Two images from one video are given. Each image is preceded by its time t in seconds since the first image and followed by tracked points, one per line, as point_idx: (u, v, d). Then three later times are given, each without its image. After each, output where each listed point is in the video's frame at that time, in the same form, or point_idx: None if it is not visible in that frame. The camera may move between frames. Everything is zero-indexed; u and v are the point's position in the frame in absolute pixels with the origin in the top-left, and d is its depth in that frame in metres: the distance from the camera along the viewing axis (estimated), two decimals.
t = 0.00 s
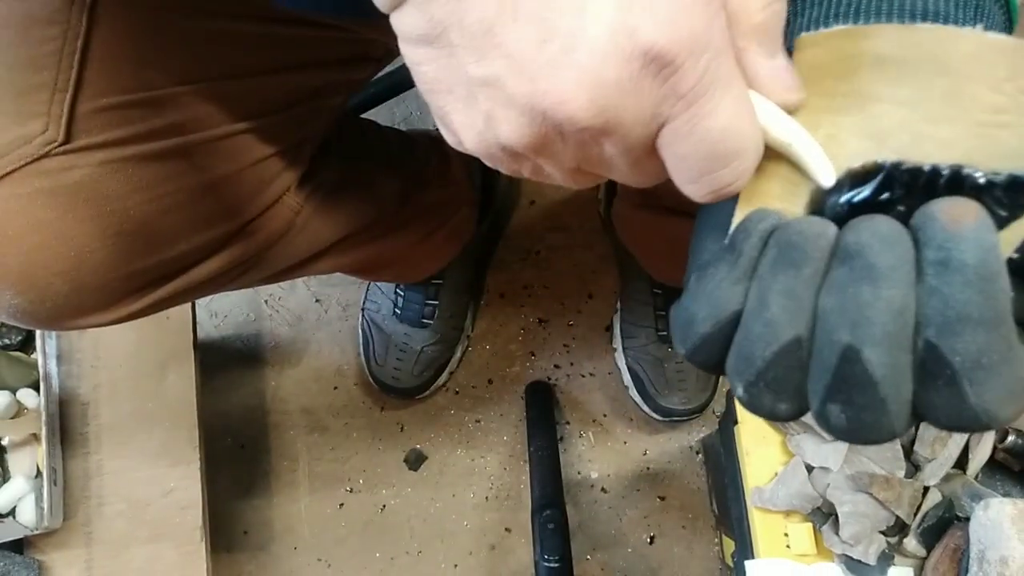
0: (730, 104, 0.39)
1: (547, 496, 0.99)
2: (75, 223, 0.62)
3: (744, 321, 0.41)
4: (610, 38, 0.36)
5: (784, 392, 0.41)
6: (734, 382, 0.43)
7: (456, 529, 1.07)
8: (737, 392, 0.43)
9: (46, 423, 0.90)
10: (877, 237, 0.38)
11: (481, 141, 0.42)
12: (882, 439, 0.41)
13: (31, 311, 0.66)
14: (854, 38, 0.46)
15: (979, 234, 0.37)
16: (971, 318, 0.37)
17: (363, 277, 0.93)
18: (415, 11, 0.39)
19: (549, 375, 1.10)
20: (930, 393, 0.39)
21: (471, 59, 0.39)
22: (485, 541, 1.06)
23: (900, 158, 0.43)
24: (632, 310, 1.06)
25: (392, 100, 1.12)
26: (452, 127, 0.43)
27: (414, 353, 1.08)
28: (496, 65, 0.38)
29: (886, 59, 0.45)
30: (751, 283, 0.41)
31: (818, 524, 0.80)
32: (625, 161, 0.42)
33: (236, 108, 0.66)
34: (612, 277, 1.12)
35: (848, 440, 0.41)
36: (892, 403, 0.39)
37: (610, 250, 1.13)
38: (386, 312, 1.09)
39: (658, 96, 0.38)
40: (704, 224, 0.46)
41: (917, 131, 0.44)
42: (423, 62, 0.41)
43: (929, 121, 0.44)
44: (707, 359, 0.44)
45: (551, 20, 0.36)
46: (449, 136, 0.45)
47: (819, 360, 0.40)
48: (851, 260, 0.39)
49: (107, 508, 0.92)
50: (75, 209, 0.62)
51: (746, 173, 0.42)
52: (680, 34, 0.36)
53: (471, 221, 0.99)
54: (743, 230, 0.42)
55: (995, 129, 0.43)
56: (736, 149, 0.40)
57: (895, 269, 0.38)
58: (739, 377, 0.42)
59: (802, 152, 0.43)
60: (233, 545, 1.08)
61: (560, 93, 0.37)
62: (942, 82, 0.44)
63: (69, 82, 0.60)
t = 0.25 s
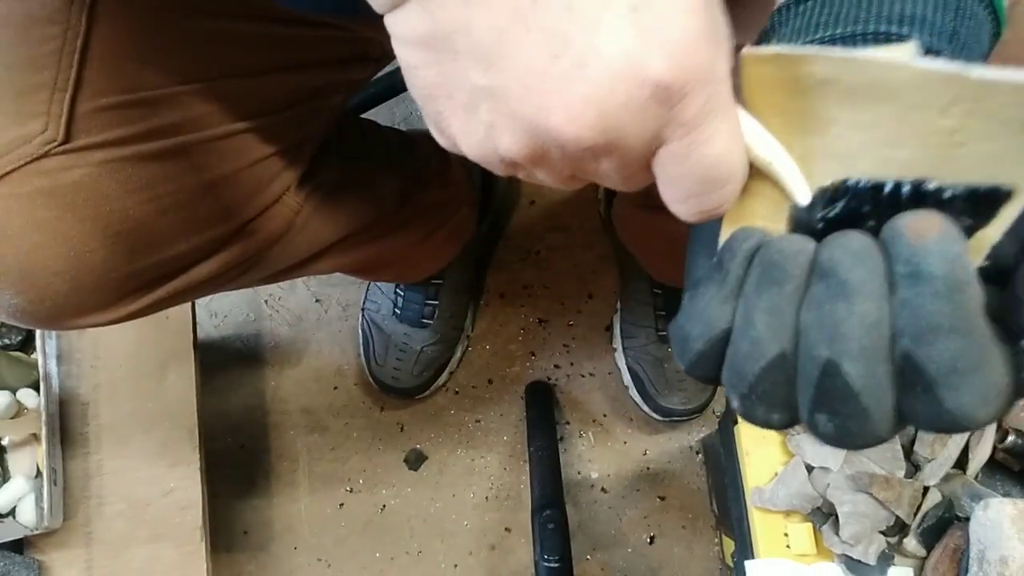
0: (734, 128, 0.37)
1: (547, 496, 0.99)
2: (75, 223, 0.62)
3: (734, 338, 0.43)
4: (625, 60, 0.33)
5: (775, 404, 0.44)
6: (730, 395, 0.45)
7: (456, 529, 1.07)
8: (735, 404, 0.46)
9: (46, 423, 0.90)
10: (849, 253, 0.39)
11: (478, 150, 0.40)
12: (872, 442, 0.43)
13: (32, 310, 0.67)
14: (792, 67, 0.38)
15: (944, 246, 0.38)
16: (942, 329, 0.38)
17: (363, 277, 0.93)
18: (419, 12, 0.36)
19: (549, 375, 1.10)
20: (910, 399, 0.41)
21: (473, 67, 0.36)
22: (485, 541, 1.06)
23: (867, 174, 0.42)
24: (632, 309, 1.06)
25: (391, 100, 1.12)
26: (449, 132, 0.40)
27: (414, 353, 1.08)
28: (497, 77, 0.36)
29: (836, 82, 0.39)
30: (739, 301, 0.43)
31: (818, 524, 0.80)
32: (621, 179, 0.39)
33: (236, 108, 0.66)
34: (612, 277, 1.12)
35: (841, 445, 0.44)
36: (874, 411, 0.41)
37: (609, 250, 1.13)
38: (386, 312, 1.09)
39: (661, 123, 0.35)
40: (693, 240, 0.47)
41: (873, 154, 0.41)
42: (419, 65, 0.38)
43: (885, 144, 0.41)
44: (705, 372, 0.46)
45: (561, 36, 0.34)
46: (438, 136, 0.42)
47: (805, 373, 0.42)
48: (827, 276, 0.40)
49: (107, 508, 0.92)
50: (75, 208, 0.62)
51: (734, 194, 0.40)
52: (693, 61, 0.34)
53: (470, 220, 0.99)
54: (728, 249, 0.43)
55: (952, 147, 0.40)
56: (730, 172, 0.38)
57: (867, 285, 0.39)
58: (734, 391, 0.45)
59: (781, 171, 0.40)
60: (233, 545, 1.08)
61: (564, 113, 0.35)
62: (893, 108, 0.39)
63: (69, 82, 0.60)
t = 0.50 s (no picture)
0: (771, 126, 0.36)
1: (547, 496, 0.99)
2: (74, 222, 0.62)
3: (751, 343, 0.41)
4: (682, 49, 0.33)
5: (798, 405, 0.41)
6: (750, 397, 0.43)
7: (456, 529, 1.07)
8: (754, 407, 0.43)
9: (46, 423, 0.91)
10: (867, 254, 0.38)
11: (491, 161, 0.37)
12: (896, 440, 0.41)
13: (30, 310, 0.67)
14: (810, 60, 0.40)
15: (964, 244, 0.37)
16: (967, 324, 0.37)
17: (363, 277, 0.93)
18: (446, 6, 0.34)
19: (549, 375, 1.10)
20: (936, 394, 0.39)
21: (507, 62, 0.34)
22: (485, 541, 1.06)
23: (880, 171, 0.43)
24: (632, 309, 1.06)
25: (391, 100, 1.12)
26: (455, 142, 0.37)
27: (414, 353, 1.08)
28: (531, 70, 0.34)
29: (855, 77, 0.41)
30: (754, 303, 0.40)
31: (818, 524, 0.80)
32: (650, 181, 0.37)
33: (236, 107, 0.66)
34: (612, 277, 1.12)
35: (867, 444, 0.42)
36: (904, 410, 0.39)
37: (609, 250, 1.13)
38: (386, 312, 1.09)
39: (709, 114, 0.34)
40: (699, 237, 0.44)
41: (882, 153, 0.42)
42: (432, 63, 0.35)
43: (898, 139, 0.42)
44: (721, 377, 0.43)
45: (609, 25, 0.33)
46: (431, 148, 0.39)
47: (828, 375, 0.39)
48: (845, 277, 0.38)
49: (107, 508, 0.92)
50: (74, 208, 0.62)
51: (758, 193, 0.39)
52: (746, 54, 0.34)
53: (470, 220, 0.99)
54: (739, 252, 0.41)
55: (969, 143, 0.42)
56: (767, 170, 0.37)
57: (888, 285, 0.37)
58: (755, 394, 0.42)
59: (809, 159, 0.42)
60: (233, 545, 1.08)
61: (614, 104, 0.33)
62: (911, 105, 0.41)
63: (68, 82, 0.60)
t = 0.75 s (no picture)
0: (752, 104, 0.36)
1: (547, 496, 0.99)
2: (75, 223, 0.62)
3: (738, 325, 0.40)
4: (640, 38, 0.33)
5: (777, 396, 0.41)
6: (724, 384, 0.42)
7: (456, 529, 1.07)
8: (728, 395, 0.42)
9: (46, 423, 0.91)
10: (870, 244, 0.38)
11: (490, 146, 0.38)
12: (870, 439, 0.42)
13: (31, 310, 0.67)
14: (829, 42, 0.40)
15: (968, 240, 0.37)
16: (959, 322, 0.38)
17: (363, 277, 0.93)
18: (430, 8, 0.36)
19: (549, 375, 1.10)
20: (917, 393, 0.40)
21: (488, 56, 0.35)
22: (484, 541, 1.06)
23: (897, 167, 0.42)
24: (632, 309, 1.06)
25: (391, 100, 1.12)
26: (461, 130, 0.39)
27: (414, 353, 1.08)
28: (512, 64, 0.35)
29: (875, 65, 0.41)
30: (745, 286, 0.40)
31: (818, 524, 0.80)
32: (637, 166, 0.38)
33: (236, 108, 0.66)
34: (613, 277, 1.12)
35: (838, 440, 0.42)
36: (883, 404, 0.40)
37: (610, 250, 1.13)
38: (386, 312, 1.09)
39: (682, 99, 0.34)
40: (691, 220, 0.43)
41: (901, 143, 0.42)
42: (433, 61, 0.37)
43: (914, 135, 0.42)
44: (697, 362, 0.43)
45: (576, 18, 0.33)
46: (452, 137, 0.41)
47: (813, 363, 0.40)
48: (843, 266, 0.38)
49: (107, 508, 0.92)
50: (75, 208, 0.62)
51: (757, 172, 0.38)
52: (710, 37, 0.33)
53: (470, 220, 0.99)
54: (736, 235, 0.41)
55: (986, 147, 0.41)
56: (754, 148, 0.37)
57: (888, 275, 0.38)
58: (731, 380, 0.41)
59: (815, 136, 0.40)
60: (233, 545, 1.08)
61: (580, 95, 0.34)
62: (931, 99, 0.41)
63: (69, 82, 0.60)
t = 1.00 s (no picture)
0: (724, 118, 0.36)
1: (547, 496, 0.99)
2: (76, 223, 0.62)
3: (743, 318, 0.41)
4: (607, 52, 0.34)
5: (781, 390, 0.42)
6: (728, 379, 0.43)
7: (456, 529, 1.07)
8: (732, 390, 0.43)
9: (46, 423, 0.91)
10: (874, 238, 0.39)
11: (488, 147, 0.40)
12: (874, 437, 0.42)
13: (31, 310, 0.67)
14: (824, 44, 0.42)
15: (973, 235, 0.38)
16: (965, 317, 0.38)
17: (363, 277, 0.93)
18: (425, 17, 0.37)
19: (549, 375, 1.10)
20: (923, 390, 0.41)
21: (476, 65, 0.37)
22: (484, 541, 1.06)
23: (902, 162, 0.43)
24: (632, 309, 1.06)
25: (391, 100, 1.12)
26: (463, 131, 0.40)
27: (414, 353, 1.08)
28: (497, 74, 0.36)
29: (876, 62, 0.42)
30: (750, 280, 0.41)
31: (818, 524, 0.80)
32: (622, 169, 0.39)
33: (237, 108, 0.66)
34: (613, 277, 1.12)
35: (842, 438, 0.42)
36: (889, 400, 0.40)
37: (609, 250, 1.13)
38: (386, 312, 1.09)
39: (652, 112, 0.35)
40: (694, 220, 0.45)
41: (909, 139, 0.43)
42: (432, 65, 0.38)
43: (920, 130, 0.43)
44: (701, 356, 0.44)
45: (551, 30, 0.34)
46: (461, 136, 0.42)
47: (818, 356, 0.40)
48: (849, 260, 0.40)
49: (107, 508, 0.92)
50: (75, 208, 0.62)
51: (737, 181, 0.39)
52: (677, 52, 0.34)
53: (470, 220, 0.99)
54: (741, 229, 0.42)
55: (993, 141, 0.42)
56: (729, 161, 0.38)
57: (893, 268, 0.39)
58: (735, 374, 0.42)
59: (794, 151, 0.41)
60: (233, 545, 1.08)
61: (554, 105, 0.35)
62: (940, 94, 0.42)
63: (69, 82, 0.60)
